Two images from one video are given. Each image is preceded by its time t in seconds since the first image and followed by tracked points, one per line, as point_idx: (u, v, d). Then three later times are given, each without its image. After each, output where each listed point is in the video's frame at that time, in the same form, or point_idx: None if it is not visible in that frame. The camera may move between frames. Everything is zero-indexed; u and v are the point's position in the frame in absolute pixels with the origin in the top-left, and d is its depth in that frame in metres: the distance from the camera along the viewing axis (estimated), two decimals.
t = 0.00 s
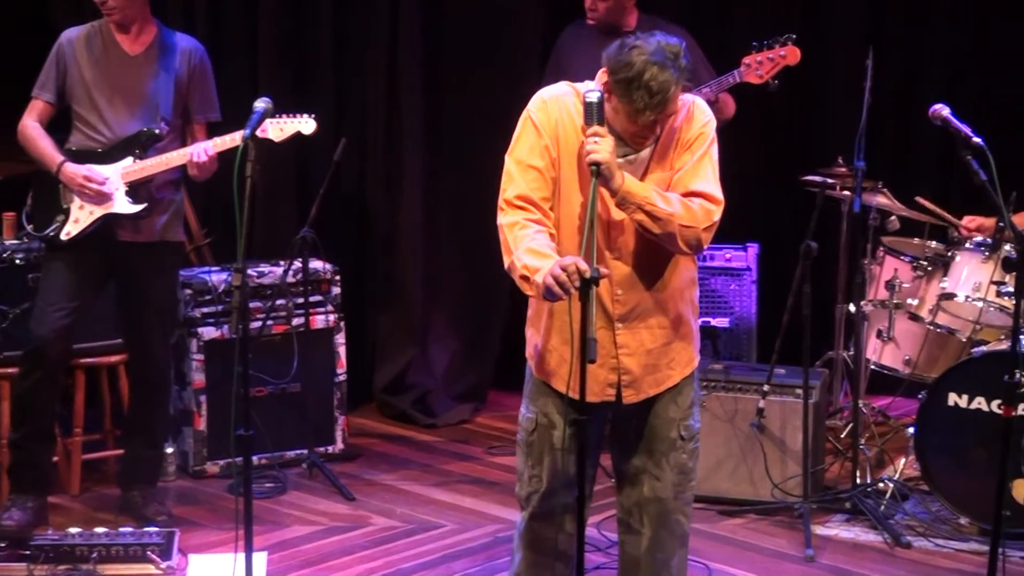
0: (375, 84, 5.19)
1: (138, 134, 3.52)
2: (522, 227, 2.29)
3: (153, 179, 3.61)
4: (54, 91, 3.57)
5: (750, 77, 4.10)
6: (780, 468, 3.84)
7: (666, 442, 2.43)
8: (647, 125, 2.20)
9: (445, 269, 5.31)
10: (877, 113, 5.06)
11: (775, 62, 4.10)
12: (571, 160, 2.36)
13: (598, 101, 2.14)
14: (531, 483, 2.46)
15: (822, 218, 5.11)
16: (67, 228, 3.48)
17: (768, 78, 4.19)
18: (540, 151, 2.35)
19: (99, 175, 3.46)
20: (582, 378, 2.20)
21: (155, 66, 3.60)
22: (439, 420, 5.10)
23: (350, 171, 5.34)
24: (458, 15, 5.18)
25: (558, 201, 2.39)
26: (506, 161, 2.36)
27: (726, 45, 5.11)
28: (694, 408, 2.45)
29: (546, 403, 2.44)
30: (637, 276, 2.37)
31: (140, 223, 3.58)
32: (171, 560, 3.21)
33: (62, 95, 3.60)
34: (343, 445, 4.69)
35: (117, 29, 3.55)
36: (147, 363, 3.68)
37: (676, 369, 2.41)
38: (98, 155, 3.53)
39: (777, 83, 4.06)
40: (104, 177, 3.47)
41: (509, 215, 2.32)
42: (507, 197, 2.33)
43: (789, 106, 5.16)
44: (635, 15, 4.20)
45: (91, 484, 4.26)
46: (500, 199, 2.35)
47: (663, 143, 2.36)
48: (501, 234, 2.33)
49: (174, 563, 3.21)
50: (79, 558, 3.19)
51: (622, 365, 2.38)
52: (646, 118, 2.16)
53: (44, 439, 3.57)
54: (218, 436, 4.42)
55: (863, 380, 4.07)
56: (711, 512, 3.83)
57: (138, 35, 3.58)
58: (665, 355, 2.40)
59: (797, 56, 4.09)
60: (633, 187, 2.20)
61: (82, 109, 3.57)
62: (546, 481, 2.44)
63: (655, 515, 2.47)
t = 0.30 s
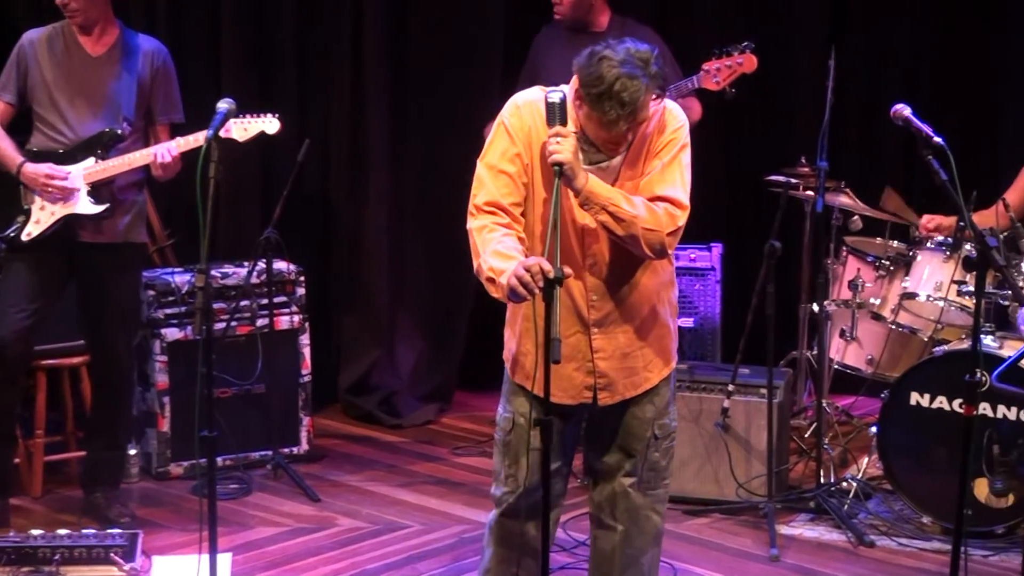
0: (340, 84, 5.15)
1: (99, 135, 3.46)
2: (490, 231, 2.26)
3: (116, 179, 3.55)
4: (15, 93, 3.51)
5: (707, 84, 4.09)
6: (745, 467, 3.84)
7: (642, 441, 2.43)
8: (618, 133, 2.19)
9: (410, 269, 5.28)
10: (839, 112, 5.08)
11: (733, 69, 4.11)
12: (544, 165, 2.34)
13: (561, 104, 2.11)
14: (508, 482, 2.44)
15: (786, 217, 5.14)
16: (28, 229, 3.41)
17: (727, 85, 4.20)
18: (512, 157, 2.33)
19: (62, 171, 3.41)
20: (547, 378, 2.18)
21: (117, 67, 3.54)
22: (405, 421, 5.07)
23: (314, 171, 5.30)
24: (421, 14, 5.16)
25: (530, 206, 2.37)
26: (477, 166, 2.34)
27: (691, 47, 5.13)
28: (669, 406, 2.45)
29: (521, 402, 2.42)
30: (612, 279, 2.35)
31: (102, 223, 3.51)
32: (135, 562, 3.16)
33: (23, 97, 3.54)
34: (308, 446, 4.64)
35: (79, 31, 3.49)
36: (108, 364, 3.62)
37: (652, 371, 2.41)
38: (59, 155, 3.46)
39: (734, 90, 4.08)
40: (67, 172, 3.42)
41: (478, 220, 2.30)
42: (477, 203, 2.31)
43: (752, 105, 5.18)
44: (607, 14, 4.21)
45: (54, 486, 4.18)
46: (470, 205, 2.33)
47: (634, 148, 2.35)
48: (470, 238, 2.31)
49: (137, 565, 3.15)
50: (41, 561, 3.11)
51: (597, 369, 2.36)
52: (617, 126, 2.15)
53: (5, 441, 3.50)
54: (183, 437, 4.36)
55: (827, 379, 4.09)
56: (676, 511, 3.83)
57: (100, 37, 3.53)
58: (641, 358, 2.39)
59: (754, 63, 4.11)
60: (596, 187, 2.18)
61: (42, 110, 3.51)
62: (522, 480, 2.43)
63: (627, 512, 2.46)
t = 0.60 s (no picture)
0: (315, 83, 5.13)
1: (73, 133, 3.43)
2: (468, 232, 2.25)
3: (92, 177, 3.52)
4: None
5: (675, 80, 4.12)
6: (721, 467, 3.84)
7: (624, 442, 2.41)
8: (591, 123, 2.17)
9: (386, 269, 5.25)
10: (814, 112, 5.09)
11: (701, 64, 4.10)
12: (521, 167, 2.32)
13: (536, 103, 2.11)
14: (491, 482, 2.42)
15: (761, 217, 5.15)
16: (2, 229, 3.37)
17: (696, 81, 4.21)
18: (490, 160, 2.31)
19: (36, 169, 3.38)
20: (523, 379, 2.16)
21: (88, 65, 3.50)
22: (382, 421, 5.04)
23: (290, 171, 5.27)
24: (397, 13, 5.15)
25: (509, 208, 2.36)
26: (455, 167, 2.32)
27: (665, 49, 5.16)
28: (653, 407, 2.44)
29: (504, 403, 2.41)
30: (593, 281, 2.34)
31: (78, 224, 3.48)
32: (110, 563, 3.13)
33: None
34: (285, 447, 4.60)
35: (50, 31, 3.46)
36: (82, 365, 3.58)
37: (636, 373, 2.39)
38: (32, 157, 3.43)
39: (702, 85, 4.08)
40: (41, 171, 3.38)
41: (456, 220, 2.28)
42: (455, 204, 2.30)
43: (727, 104, 5.20)
44: (583, 13, 4.19)
45: (27, 487, 4.12)
46: (449, 206, 2.32)
47: (610, 150, 2.35)
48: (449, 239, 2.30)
49: (113, 566, 3.12)
50: (15, 562, 3.08)
51: (579, 370, 2.36)
52: (585, 114, 2.14)
53: None
54: (158, 438, 4.32)
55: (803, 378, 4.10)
56: (652, 511, 3.83)
57: (71, 36, 3.49)
58: (624, 360, 2.38)
59: (722, 59, 4.10)
60: (572, 187, 2.17)
61: (15, 113, 3.49)
62: (505, 481, 2.41)
63: (608, 513, 2.45)
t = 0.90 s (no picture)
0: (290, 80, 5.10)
1: (45, 133, 3.38)
2: (443, 232, 2.24)
3: (66, 175, 3.48)
4: None
5: (648, 74, 4.11)
6: (697, 466, 3.84)
7: (598, 443, 2.41)
8: (548, 120, 2.17)
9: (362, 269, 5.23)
10: (787, 111, 5.11)
11: (674, 58, 4.12)
12: (494, 167, 2.31)
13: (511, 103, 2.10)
14: (467, 483, 2.41)
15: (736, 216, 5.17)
16: None
17: (670, 76, 4.21)
18: (462, 161, 2.30)
19: (5, 176, 3.32)
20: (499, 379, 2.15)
21: (53, 64, 3.46)
22: (357, 421, 5.01)
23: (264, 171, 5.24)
24: (370, 11, 5.13)
25: (483, 209, 2.34)
26: (428, 169, 2.31)
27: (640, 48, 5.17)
28: (628, 409, 2.43)
29: (479, 404, 2.40)
30: (566, 281, 2.33)
31: (51, 223, 3.44)
32: (84, 565, 3.08)
33: None
34: (259, 448, 4.57)
35: (15, 33, 3.44)
36: (55, 367, 3.54)
37: (609, 374, 2.38)
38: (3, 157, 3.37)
39: (675, 79, 4.08)
40: (9, 177, 3.32)
41: (431, 221, 2.27)
42: (430, 205, 2.28)
43: (700, 103, 5.21)
44: (551, 13, 4.19)
45: None
46: (424, 207, 2.30)
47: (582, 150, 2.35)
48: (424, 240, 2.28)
49: (87, 568, 3.07)
50: None
51: (552, 370, 2.35)
52: (540, 108, 2.14)
53: None
54: (132, 440, 4.27)
55: (778, 378, 4.11)
56: (628, 510, 3.83)
57: (37, 37, 3.46)
58: (596, 360, 2.37)
59: (695, 51, 4.11)
60: (547, 187, 2.16)
61: None
62: (480, 481, 2.40)
63: (582, 514, 2.44)
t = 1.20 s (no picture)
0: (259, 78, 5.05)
1: (11, 134, 3.33)
2: (411, 230, 2.22)
3: (32, 177, 3.42)
4: None
5: (620, 74, 4.10)
6: (668, 466, 3.85)
7: (563, 443, 2.40)
8: (510, 105, 2.16)
9: (332, 269, 5.19)
10: (758, 110, 5.12)
11: (646, 58, 4.12)
12: (461, 164, 2.30)
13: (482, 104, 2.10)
14: (432, 484, 2.39)
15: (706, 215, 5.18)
16: None
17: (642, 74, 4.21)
18: (429, 158, 2.28)
19: None
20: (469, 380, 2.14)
21: (22, 65, 3.42)
22: (328, 422, 4.97)
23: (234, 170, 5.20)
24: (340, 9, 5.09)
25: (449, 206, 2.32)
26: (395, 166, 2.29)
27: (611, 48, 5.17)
28: (593, 409, 2.42)
29: (445, 404, 2.38)
30: (531, 279, 2.32)
31: (15, 224, 3.38)
32: (53, 566, 3.04)
33: None
34: (230, 449, 4.53)
35: None
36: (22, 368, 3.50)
37: (573, 373, 2.37)
38: None
39: (648, 79, 4.08)
40: None
41: (398, 219, 2.24)
42: (398, 202, 2.26)
43: (672, 102, 5.22)
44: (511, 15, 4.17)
45: None
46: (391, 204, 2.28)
47: (550, 148, 2.32)
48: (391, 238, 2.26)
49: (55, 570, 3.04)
50: None
51: (516, 369, 2.33)
52: (502, 91, 2.14)
53: None
54: (101, 441, 4.22)
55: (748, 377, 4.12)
56: (599, 510, 3.83)
57: (5, 37, 3.42)
58: (560, 360, 2.36)
59: (667, 52, 4.12)
60: (516, 187, 2.15)
61: None
62: (446, 483, 2.38)
63: (550, 515, 2.44)
